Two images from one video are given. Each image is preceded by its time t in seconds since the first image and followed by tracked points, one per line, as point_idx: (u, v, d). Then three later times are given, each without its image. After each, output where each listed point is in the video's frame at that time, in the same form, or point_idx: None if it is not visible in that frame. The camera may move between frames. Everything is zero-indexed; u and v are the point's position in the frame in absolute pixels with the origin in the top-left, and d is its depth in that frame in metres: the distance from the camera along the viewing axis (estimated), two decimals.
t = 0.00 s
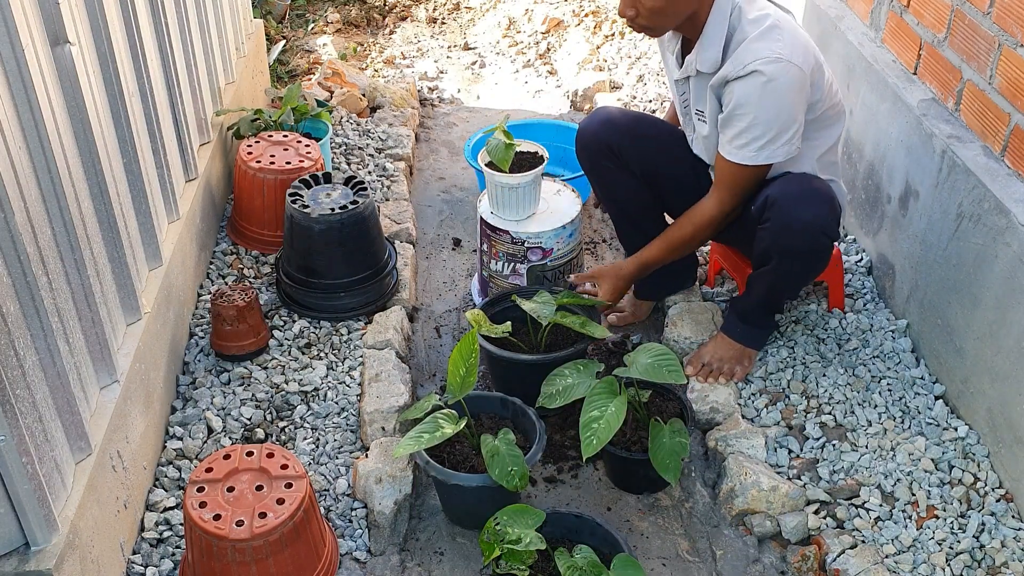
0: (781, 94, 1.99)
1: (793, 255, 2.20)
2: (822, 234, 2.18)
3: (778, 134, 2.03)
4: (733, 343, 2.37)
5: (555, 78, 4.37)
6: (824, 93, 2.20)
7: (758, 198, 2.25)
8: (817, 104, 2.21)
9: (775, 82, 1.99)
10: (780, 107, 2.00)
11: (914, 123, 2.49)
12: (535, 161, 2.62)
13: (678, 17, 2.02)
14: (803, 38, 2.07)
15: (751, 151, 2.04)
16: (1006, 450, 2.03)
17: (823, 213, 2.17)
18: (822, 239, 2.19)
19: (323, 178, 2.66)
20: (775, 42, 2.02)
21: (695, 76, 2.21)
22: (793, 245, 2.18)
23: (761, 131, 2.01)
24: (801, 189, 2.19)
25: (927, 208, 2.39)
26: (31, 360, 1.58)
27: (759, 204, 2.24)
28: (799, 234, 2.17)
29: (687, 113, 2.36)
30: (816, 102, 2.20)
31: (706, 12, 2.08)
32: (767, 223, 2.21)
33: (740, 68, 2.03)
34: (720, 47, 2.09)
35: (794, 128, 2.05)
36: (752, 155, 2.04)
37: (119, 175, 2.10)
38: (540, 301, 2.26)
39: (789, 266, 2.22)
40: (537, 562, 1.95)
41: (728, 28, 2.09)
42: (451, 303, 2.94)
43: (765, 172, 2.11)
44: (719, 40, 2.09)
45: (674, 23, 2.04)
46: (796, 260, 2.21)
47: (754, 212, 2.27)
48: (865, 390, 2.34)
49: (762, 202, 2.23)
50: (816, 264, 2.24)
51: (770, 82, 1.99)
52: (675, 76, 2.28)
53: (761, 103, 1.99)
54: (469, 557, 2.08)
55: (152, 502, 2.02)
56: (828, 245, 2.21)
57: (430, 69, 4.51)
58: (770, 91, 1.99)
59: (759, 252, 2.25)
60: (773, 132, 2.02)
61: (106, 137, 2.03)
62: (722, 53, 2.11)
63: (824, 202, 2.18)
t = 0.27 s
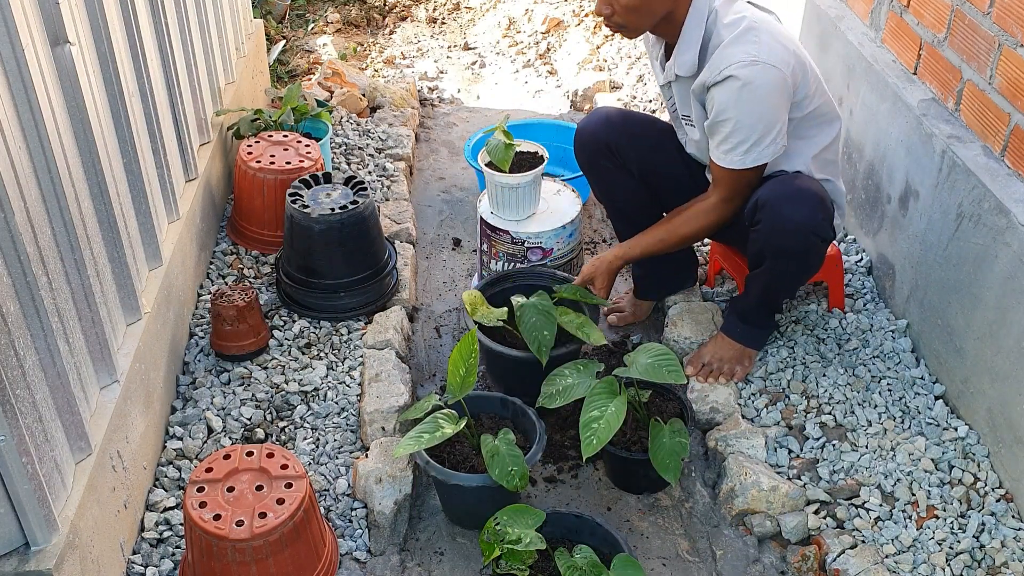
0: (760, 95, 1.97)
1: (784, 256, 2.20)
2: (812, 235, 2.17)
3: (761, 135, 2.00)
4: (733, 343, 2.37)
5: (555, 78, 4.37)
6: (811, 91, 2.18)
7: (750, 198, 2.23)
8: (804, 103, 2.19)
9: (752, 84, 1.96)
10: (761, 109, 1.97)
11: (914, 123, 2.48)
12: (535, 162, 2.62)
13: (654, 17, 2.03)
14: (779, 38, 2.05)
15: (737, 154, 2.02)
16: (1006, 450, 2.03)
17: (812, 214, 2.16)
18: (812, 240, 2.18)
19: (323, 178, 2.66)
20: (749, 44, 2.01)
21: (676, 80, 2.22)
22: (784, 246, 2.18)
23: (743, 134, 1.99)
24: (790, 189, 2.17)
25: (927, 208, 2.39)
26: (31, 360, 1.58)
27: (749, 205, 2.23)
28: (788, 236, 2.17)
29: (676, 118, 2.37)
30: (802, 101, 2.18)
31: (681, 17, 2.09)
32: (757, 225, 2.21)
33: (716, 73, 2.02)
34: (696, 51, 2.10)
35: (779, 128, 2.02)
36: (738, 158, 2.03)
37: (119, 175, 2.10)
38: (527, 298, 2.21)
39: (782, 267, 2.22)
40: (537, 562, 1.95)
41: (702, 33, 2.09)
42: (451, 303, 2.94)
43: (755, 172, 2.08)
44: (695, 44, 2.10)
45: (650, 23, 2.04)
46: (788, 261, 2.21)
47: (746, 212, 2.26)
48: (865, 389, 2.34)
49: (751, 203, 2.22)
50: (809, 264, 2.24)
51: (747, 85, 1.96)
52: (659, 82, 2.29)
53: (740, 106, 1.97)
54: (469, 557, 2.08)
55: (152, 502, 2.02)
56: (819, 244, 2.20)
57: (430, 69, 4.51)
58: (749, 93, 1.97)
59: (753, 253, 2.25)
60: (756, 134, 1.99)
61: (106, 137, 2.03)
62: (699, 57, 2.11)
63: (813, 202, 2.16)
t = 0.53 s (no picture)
0: (738, 102, 1.97)
1: (774, 257, 2.21)
2: (801, 235, 2.18)
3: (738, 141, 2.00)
4: (733, 343, 2.37)
5: (555, 78, 4.37)
6: (797, 98, 2.18)
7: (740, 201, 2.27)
8: (789, 108, 2.18)
9: (732, 91, 1.97)
10: (739, 116, 1.98)
11: (914, 123, 2.48)
12: (535, 162, 2.62)
13: (642, 23, 2.04)
14: (767, 44, 2.04)
15: (708, 160, 2.02)
16: (1006, 450, 2.03)
17: (800, 214, 2.16)
18: (801, 240, 2.18)
19: (323, 178, 2.66)
20: (734, 50, 2.01)
21: (665, 81, 2.22)
22: (774, 246, 2.19)
23: (716, 140, 1.99)
24: (778, 190, 2.19)
25: (927, 208, 2.39)
26: (31, 360, 1.58)
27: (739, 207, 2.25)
28: (777, 236, 2.18)
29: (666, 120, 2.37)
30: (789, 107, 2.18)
31: (672, 18, 2.10)
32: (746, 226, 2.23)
33: (699, 77, 2.02)
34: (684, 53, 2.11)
35: (755, 136, 2.01)
36: (713, 162, 2.02)
37: (119, 175, 2.10)
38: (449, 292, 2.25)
39: (773, 267, 2.23)
40: (537, 562, 1.95)
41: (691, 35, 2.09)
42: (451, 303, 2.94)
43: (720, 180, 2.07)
44: (684, 46, 2.10)
45: (639, 28, 2.05)
46: (779, 261, 2.21)
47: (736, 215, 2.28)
48: (865, 389, 2.34)
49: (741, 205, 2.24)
50: (801, 264, 2.24)
51: (727, 91, 1.97)
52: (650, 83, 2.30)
53: (719, 111, 1.97)
54: (469, 557, 2.08)
55: (152, 502, 2.02)
56: (809, 245, 2.20)
57: (430, 69, 4.51)
58: (727, 99, 1.97)
59: (744, 254, 2.27)
60: (730, 141, 1.99)
61: (106, 137, 2.03)
62: (687, 59, 2.12)
63: (800, 202, 2.17)
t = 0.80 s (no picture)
0: (740, 101, 1.96)
1: (767, 257, 2.21)
2: (793, 235, 2.18)
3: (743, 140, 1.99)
4: (733, 343, 2.37)
5: (555, 78, 4.37)
6: (794, 93, 2.18)
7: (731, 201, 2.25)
8: (788, 104, 2.18)
9: (731, 91, 1.96)
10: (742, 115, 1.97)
11: (914, 123, 2.48)
12: (535, 162, 2.62)
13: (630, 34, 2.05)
14: (757, 42, 2.04)
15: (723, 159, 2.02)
16: (1006, 450, 2.03)
17: (791, 214, 2.16)
18: (794, 240, 2.19)
19: (323, 178, 2.66)
20: (726, 51, 2.00)
21: (661, 87, 2.22)
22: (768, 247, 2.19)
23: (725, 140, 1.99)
24: (769, 190, 2.18)
25: (927, 208, 2.39)
26: (31, 360, 1.58)
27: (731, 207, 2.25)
28: (770, 237, 2.18)
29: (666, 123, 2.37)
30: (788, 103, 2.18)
31: (661, 24, 2.09)
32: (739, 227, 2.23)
33: (695, 80, 2.01)
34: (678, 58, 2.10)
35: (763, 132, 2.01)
36: (723, 162, 2.03)
37: (119, 176, 2.10)
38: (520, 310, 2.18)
39: (767, 267, 2.23)
40: (537, 562, 1.95)
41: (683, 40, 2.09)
42: (451, 303, 2.94)
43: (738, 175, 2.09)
44: (677, 51, 2.10)
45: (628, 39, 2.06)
46: (773, 261, 2.22)
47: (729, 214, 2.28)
48: (865, 389, 2.34)
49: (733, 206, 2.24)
50: (794, 263, 2.24)
51: (726, 92, 1.96)
52: (644, 90, 2.30)
53: (721, 112, 1.96)
54: (469, 557, 2.08)
55: (152, 502, 2.02)
56: (802, 244, 2.20)
57: (430, 69, 4.51)
58: (727, 100, 1.96)
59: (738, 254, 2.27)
60: (738, 139, 1.99)
61: (106, 137, 2.03)
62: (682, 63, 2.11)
63: (791, 202, 2.16)
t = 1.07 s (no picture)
0: (756, 92, 1.97)
1: (782, 257, 2.20)
2: (810, 236, 2.18)
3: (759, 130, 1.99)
4: (734, 343, 2.37)
5: (555, 78, 4.37)
6: (806, 89, 2.18)
7: (750, 199, 2.26)
8: (800, 99, 2.19)
9: (749, 80, 1.97)
10: (758, 106, 1.97)
11: (914, 123, 2.48)
12: (536, 162, 2.62)
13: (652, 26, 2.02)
14: (774, 35, 2.05)
15: (736, 150, 2.02)
16: (1006, 450, 2.03)
17: (811, 215, 2.16)
18: (811, 240, 2.18)
19: (323, 178, 2.66)
20: (745, 42, 2.00)
21: (674, 80, 2.20)
22: (784, 246, 2.19)
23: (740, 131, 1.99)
24: (789, 190, 2.18)
25: (927, 208, 2.39)
26: (31, 360, 1.58)
27: (749, 206, 2.25)
28: (788, 236, 2.17)
29: (674, 119, 2.36)
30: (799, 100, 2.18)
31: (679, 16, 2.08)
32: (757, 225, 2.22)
33: (713, 69, 2.02)
34: (695, 49, 2.09)
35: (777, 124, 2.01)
36: (736, 153, 2.03)
37: (119, 175, 2.10)
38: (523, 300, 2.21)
39: (781, 268, 2.22)
40: (537, 562, 1.95)
41: (700, 31, 2.08)
42: (451, 303, 2.95)
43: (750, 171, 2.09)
44: (693, 43, 2.09)
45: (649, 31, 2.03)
46: (787, 262, 2.21)
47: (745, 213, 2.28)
48: (865, 390, 2.34)
49: (752, 204, 2.24)
50: (808, 265, 2.24)
51: (744, 80, 1.97)
52: (656, 82, 2.28)
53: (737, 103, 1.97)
54: (469, 557, 2.08)
55: (152, 502, 2.02)
56: (818, 246, 2.20)
57: (430, 69, 4.51)
58: (745, 90, 1.97)
59: (753, 254, 2.26)
60: (753, 130, 1.99)
61: (106, 137, 2.03)
62: (698, 55, 2.10)
63: (812, 203, 2.17)
